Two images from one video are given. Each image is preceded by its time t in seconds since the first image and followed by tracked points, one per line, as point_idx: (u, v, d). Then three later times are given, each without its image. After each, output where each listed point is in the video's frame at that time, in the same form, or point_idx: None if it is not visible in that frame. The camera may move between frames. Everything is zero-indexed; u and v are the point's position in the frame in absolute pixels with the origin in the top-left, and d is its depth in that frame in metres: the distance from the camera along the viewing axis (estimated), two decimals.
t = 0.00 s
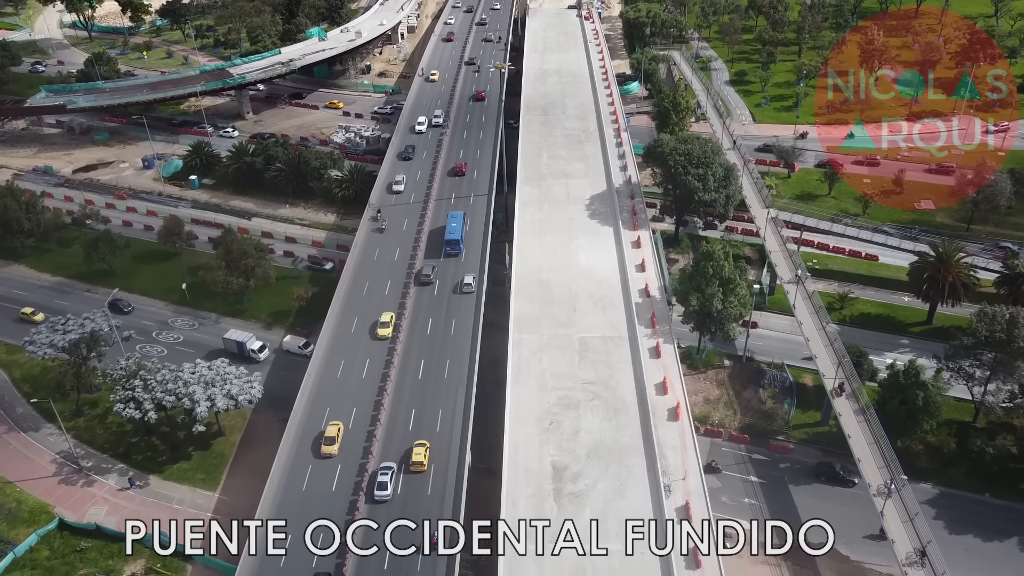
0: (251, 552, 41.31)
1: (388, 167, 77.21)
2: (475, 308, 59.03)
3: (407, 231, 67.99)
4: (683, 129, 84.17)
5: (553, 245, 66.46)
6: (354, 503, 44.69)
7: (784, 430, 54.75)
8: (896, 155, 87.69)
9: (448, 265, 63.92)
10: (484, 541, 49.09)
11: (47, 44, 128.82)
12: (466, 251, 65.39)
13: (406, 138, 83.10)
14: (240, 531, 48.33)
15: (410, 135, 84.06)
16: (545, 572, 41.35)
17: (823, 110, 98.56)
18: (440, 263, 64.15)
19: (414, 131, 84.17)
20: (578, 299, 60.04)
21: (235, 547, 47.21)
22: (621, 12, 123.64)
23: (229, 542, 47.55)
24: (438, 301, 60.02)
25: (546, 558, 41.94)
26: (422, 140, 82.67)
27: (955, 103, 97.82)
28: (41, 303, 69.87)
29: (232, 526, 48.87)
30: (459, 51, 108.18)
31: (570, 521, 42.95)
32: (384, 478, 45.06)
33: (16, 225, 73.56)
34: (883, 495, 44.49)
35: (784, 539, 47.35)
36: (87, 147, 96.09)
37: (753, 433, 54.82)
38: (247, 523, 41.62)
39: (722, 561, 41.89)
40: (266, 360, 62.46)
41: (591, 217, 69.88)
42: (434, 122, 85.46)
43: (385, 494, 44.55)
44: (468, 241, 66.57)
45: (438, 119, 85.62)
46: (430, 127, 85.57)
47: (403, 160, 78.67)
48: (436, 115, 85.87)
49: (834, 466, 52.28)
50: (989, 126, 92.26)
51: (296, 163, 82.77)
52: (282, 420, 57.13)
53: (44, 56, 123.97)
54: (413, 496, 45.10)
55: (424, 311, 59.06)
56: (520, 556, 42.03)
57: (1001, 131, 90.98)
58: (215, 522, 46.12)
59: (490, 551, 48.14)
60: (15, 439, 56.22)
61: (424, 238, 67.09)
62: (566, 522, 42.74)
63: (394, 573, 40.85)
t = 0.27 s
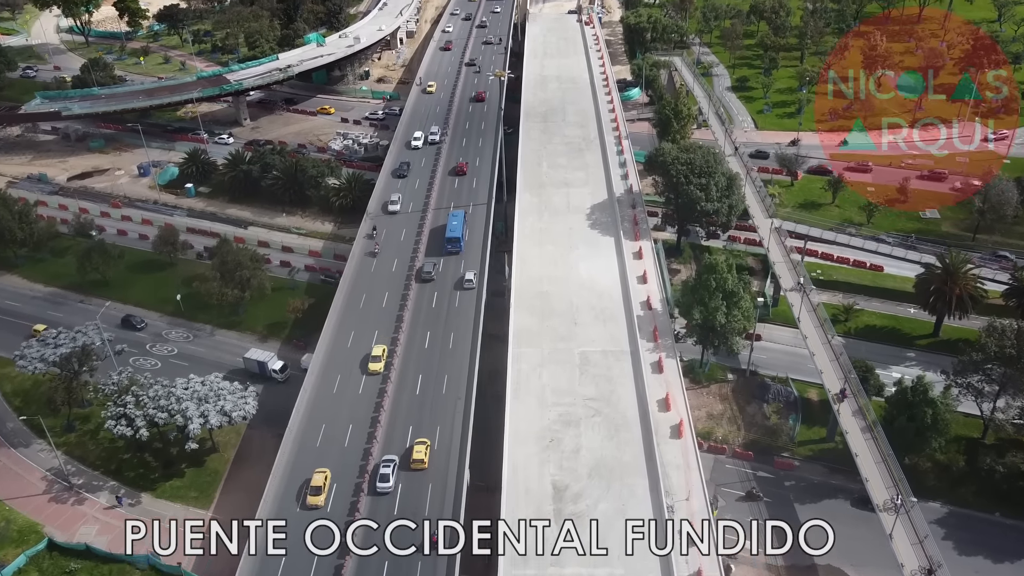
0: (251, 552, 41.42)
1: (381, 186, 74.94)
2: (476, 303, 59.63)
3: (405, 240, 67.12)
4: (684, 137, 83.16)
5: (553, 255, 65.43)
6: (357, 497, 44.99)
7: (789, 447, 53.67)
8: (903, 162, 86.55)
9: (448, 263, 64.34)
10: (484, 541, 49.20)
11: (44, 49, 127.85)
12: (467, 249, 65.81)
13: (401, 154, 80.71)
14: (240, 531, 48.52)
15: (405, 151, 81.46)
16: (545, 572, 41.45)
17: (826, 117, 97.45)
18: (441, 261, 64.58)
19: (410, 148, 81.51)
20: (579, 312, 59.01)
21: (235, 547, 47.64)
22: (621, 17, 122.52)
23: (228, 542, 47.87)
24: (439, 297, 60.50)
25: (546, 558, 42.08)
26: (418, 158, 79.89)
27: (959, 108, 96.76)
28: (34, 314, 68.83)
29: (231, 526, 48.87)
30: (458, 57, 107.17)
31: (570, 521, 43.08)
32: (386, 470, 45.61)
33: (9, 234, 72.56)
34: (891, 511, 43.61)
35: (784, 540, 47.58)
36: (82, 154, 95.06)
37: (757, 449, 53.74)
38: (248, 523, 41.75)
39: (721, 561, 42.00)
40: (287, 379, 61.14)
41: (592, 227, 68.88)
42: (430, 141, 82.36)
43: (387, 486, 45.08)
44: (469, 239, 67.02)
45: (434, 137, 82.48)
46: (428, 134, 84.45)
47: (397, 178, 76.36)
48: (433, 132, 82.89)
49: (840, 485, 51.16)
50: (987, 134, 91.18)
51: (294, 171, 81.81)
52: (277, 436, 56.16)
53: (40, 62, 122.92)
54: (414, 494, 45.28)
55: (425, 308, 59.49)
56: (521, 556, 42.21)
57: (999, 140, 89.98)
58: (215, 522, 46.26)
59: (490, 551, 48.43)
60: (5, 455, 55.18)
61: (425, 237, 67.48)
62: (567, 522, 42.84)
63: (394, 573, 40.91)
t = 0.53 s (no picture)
0: (251, 552, 41.52)
1: (376, 208, 71.78)
2: (477, 301, 60.42)
3: (403, 254, 66.08)
4: (686, 148, 82.31)
5: (553, 269, 64.41)
6: (359, 493, 45.35)
7: (794, 467, 52.58)
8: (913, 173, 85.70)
9: (449, 265, 64.81)
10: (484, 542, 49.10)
11: (41, 58, 127.13)
12: (467, 250, 66.36)
13: (397, 174, 77.73)
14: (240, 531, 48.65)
15: (400, 171, 78.39)
16: (545, 572, 41.57)
17: (829, 127, 96.52)
18: (442, 262, 65.08)
19: (406, 169, 78.44)
20: (579, 328, 57.97)
21: (235, 547, 47.75)
22: (622, 26, 121.74)
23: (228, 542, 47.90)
24: (440, 298, 61.09)
25: (546, 558, 42.23)
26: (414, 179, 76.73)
27: (963, 117, 95.93)
28: (26, 329, 67.78)
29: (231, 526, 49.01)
30: (457, 65, 106.35)
31: (571, 521, 43.24)
32: (388, 466, 46.05)
33: (2, 246, 71.61)
34: (896, 527, 43.10)
35: (784, 540, 47.51)
36: (78, 164, 94.12)
37: (762, 470, 52.63)
38: (248, 523, 41.91)
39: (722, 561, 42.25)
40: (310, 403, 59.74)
41: (593, 240, 67.91)
42: (427, 162, 78.87)
43: (389, 482, 45.46)
44: (469, 240, 67.55)
45: (430, 158, 78.89)
46: (427, 144, 83.42)
47: (392, 201, 73.25)
48: (430, 153, 79.50)
49: (847, 507, 50.03)
50: (986, 145, 90.18)
51: (291, 183, 80.91)
52: (272, 455, 55.14)
53: (37, 70, 122.08)
54: (415, 493, 45.43)
55: (426, 309, 60.04)
56: (521, 556, 42.37)
57: (998, 151, 89.02)
58: (216, 522, 46.24)
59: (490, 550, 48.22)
60: None
61: (426, 237, 68.03)
62: (566, 523, 42.98)
63: (393, 572, 40.90)
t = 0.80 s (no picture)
0: (251, 552, 41.73)
1: (370, 234, 69.10)
2: (479, 301, 61.21)
3: (401, 269, 65.03)
4: (687, 160, 81.39)
5: (554, 284, 63.44)
6: (361, 490, 45.93)
7: (800, 489, 51.44)
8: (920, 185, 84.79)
9: (450, 267, 65.33)
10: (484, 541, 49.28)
11: (37, 67, 126.33)
12: (468, 252, 66.92)
13: (393, 196, 75.06)
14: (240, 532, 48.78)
15: (396, 193, 75.62)
16: (545, 572, 41.80)
17: (832, 138, 95.58)
18: (443, 264, 65.61)
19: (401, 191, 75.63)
20: (580, 345, 56.96)
21: (234, 547, 48.10)
22: (622, 35, 120.92)
23: (228, 543, 48.27)
24: (441, 300, 61.52)
25: (546, 558, 42.51)
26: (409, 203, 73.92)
27: (967, 127, 95.10)
28: (17, 344, 66.69)
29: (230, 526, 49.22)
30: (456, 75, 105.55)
31: (571, 522, 43.52)
32: (390, 463, 46.59)
33: None
34: (903, 551, 42.15)
35: (783, 539, 47.45)
36: (73, 175, 93.14)
37: (767, 492, 51.47)
38: (248, 523, 42.09)
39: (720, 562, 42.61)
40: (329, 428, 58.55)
41: (594, 254, 66.98)
42: (422, 185, 75.72)
43: (391, 479, 46.03)
44: (470, 243, 67.95)
45: (425, 181, 75.67)
46: (426, 156, 82.43)
47: (386, 225, 70.55)
48: (424, 175, 76.38)
49: (854, 530, 48.86)
50: (985, 157, 89.17)
51: (288, 195, 79.94)
52: (266, 476, 54.03)
53: (34, 80, 121.24)
54: (416, 493, 45.74)
55: (427, 314, 60.16)
56: (521, 556, 42.52)
57: (994, 162, 87.89)
58: (216, 523, 46.71)
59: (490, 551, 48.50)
60: None
61: (428, 239, 68.51)
62: (566, 523, 43.21)
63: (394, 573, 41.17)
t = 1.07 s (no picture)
0: (252, 552, 42.03)
1: (363, 261, 66.37)
2: (480, 301, 61.87)
3: (398, 284, 63.89)
4: (689, 171, 80.42)
5: (554, 299, 62.33)
6: (364, 486, 46.45)
7: (807, 511, 50.24)
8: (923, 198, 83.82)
9: (450, 268, 65.87)
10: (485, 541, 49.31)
11: (34, 76, 125.61)
12: (469, 254, 67.51)
13: (387, 220, 72.41)
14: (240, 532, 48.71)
15: (390, 216, 72.93)
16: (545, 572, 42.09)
17: (834, 148, 94.61)
18: (443, 266, 66.13)
19: (396, 216, 72.94)
20: (581, 363, 55.83)
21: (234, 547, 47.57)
22: (622, 44, 120.12)
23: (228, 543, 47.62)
24: (439, 316, 60.44)
25: (546, 558, 42.76)
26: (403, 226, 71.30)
27: (971, 139, 94.38)
28: (9, 360, 65.59)
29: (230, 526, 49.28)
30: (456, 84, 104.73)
31: (570, 522, 43.75)
32: (392, 460, 47.05)
33: None
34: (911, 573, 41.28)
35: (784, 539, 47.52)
36: (68, 186, 92.16)
37: (772, 514, 50.24)
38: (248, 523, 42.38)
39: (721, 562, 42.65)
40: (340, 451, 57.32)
41: (595, 269, 65.96)
42: (416, 211, 72.68)
43: (393, 476, 46.44)
44: (472, 245, 68.53)
45: (420, 207, 72.61)
46: (425, 167, 81.41)
47: (379, 250, 67.87)
48: (419, 201, 73.36)
49: (862, 555, 47.63)
50: (980, 170, 88.24)
51: (285, 207, 78.96)
52: (260, 497, 52.83)
53: (31, 89, 120.48)
54: (416, 493, 46.02)
55: (425, 330, 59.23)
56: (521, 556, 42.78)
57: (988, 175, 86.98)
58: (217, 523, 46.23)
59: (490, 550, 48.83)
60: None
61: (428, 240, 69.03)
62: (566, 523, 43.49)
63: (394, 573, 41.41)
